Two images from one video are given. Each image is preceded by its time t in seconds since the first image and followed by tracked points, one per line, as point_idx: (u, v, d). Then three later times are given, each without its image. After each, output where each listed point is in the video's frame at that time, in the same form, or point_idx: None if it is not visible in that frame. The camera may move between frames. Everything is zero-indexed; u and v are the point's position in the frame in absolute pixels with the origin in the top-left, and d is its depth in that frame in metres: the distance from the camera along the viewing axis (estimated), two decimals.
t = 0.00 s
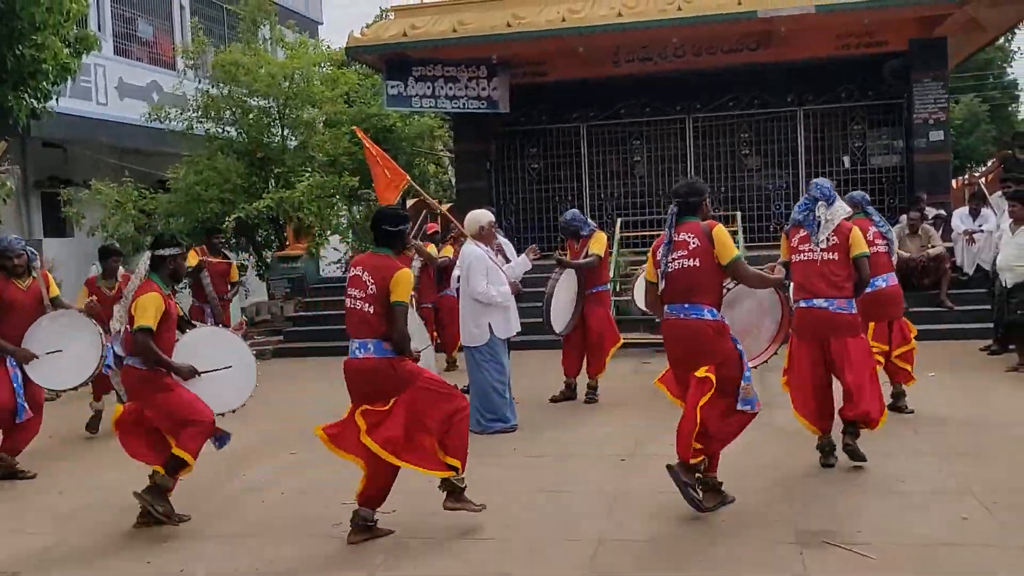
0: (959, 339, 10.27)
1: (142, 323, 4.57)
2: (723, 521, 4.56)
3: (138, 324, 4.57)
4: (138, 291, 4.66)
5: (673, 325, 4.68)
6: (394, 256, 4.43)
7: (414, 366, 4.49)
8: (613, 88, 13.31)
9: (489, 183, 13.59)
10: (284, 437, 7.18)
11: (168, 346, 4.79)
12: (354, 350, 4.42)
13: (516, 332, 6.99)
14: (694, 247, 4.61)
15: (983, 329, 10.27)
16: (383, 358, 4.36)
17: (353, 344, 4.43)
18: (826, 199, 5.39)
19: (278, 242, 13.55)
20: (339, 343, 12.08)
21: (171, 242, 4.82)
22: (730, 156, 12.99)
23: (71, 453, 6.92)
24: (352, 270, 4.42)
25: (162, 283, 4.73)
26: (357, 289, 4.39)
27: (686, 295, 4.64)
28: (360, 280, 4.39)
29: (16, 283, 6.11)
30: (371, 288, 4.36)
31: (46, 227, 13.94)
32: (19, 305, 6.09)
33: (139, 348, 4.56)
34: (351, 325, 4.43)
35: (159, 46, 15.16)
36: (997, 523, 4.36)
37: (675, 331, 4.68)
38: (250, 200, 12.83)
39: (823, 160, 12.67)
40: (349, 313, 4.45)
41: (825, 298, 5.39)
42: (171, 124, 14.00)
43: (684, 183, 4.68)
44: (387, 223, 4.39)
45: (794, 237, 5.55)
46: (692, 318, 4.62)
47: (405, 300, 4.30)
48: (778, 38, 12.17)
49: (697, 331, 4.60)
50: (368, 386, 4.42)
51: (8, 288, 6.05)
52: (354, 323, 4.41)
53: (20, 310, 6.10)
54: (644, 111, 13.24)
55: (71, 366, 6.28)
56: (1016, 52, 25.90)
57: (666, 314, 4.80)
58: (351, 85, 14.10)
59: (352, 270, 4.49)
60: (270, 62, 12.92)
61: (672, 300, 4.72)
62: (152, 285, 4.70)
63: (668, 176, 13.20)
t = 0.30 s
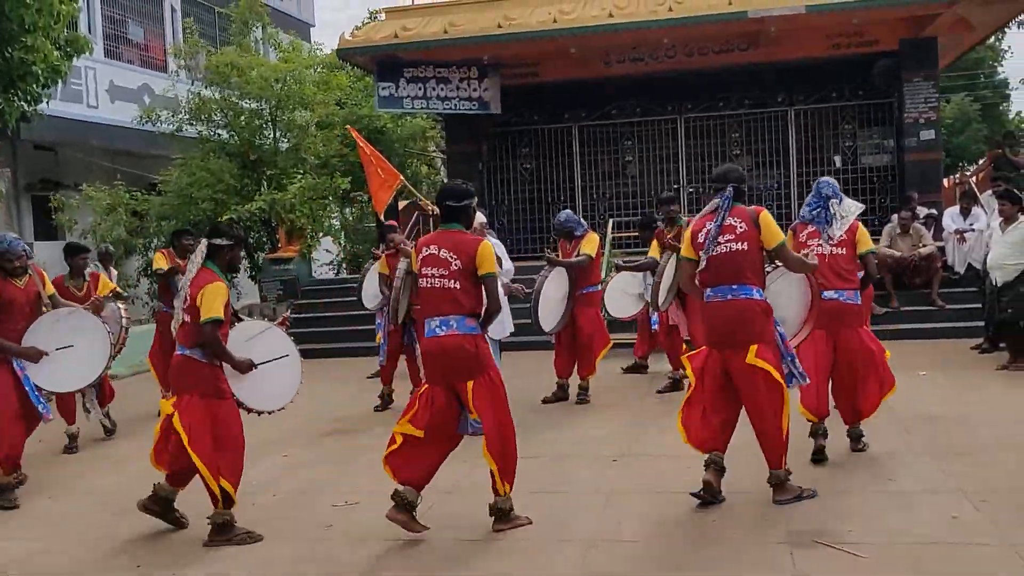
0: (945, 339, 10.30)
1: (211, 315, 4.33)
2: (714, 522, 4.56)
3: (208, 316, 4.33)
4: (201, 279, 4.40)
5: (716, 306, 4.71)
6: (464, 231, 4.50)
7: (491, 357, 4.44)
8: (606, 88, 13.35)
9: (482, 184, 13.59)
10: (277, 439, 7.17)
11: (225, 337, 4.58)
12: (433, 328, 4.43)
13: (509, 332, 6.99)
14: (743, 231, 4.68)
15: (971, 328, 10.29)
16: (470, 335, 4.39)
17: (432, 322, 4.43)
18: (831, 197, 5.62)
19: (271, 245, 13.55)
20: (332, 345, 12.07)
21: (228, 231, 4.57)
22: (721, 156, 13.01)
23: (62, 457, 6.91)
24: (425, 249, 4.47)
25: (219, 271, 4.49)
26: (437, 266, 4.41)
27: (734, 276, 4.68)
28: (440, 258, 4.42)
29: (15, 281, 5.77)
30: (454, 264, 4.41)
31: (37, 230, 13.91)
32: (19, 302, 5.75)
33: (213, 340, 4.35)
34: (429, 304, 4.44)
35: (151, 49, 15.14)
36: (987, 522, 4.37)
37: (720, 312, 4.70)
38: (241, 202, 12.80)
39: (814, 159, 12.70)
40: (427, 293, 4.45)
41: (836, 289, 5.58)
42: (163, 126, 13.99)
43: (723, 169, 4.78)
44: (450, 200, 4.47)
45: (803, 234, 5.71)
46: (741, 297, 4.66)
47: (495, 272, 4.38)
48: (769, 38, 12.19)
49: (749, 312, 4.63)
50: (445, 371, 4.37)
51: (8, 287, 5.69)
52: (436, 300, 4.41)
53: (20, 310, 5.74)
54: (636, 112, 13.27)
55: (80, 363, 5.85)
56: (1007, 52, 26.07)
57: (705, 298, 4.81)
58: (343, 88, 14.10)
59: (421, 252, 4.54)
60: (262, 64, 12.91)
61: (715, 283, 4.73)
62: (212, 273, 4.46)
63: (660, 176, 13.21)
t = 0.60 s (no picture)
0: (938, 339, 10.31)
1: (264, 317, 4.24)
2: (707, 523, 4.56)
3: (263, 318, 4.24)
4: (245, 280, 4.28)
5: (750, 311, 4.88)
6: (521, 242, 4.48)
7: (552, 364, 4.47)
8: (598, 89, 13.39)
9: (475, 185, 13.58)
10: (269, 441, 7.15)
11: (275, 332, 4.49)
12: (490, 342, 4.44)
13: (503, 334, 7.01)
14: (777, 237, 4.84)
15: (964, 328, 10.33)
16: (524, 347, 4.37)
17: (490, 335, 4.46)
18: (834, 199, 5.71)
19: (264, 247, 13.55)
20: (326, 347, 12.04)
21: (255, 227, 4.44)
22: (714, 157, 13.02)
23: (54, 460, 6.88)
24: (482, 261, 4.50)
25: (259, 269, 4.39)
26: (492, 279, 4.43)
27: (769, 281, 4.83)
28: (493, 270, 4.44)
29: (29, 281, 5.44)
30: (506, 278, 4.40)
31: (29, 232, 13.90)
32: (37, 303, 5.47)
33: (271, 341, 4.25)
34: (486, 317, 4.47)
35: (143, 50, 15.10)
36: (981, 522, 4.37)
37: (754, 316, 4.88)
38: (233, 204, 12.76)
39: (807, 159, 12.71)
40: (483, 304, 4.49)
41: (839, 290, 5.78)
42: (155, 126, 13.95)
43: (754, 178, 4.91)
44: (509, 211, 4.49)
45: (809, 235, 5.73)
46: (774, 303, 4.84)
47: (545, 290, 4.34)
48: (761, 38, 12.19)
49: (781, 316, 4.82)
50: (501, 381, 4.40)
51: (26, 291, 5.39)
52: (493, 311, 4.43)
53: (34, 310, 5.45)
54: (629, 113, 13.26)
55: (105, 365, 6.01)
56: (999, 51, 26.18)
57: (737, 303, 4.97)
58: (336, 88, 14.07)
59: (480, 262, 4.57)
60: (255, 65, 12.90)
61: (748, 288, 4.90)
62: (253, 273, 4.35)
63: (654, 176, 13.21)
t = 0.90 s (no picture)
0: (935, 339, 10.29)
1: (335, 296, 4.16)
2: (703, 523, 4.55)
3: (331, 297, 4.16)
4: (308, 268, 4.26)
5: (777, 301, 5.09)
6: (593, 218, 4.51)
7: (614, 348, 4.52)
8: (593, 89, 13.38)
9: (473, 185, 13.57)
10: (265, 442, 7.13)
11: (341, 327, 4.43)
12: (556, 315, 4.50)
13: (500, 334, 7.00)
14: (803, 231, 5.05)
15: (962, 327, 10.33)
16: (593, 322, 4.43)
17: (557, 308, 4.50)
18: (841, 196, 5.73)
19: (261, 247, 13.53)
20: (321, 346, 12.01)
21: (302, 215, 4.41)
22: (712, 156, 13.03)
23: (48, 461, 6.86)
24: (555, 237, 4.52)
25: (316, 259, 4.35)
26: (564, 254, 4.45)
27: (793, 275, 5.02)
28: (566, 247, 4.45)
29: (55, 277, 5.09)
30: (581, 252, 4.42)
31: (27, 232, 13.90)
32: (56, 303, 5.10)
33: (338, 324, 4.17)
34: (557, 291, 4.50)
35: (140, 49, 15.07)
36: (978, 522, 4.37)
37: (781, 307, 5.08)
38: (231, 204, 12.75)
39: (805, 159, 12.72)
40: (553, 278, 4.50)
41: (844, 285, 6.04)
42: (152, 126, 13.94)
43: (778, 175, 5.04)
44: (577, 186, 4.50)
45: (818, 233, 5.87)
46: (803, 293, 5.04)
47: (624, 260, 4.38)
48: (759, 38, 12.19)
49: (810, 305, 5.04)
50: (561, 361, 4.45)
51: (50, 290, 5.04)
52: (563, 287, 4.47)
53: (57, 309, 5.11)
54: (626, 113, 13.26)
55: (118, 368, 6.09)
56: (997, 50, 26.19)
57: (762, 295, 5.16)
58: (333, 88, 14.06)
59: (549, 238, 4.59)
60: (253, 65, 12.90)
61: (775, 282, 5.08)
62: (313, 262, 4.32)
63: (651, 176, 13.20)
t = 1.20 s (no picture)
0: (936, 339, 10.27)
1: (375, 318, 4.08)
2: (701, 524, 4.55)
3: (370, 319, 4.08)
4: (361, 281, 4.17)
5: (790, 308, 5.25)
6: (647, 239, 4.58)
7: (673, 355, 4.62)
8: (593, 89, 13.37)
9: (473, 184, 13.57)
10: (264, 443, 7.12)
11: (397, 338, 4.31)
12: (616, 335, 4.59)
13: (499, 334, 6.99)
14: (817, 239, 5.28)
15: (964, 326, 10.31)
16: (651, 344, 4.51)
17: (618, 328, 4.59)
18: (841, 200, 5.78)
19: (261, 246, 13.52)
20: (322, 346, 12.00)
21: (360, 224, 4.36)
22: (713, 156, 13.01)
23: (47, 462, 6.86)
24: (609, 256, 4.62)
25: (372, 270, 4.28)
26: (619, 274, 4.55)
27: (810, 282, 5.23)
28: (621, 267, 4.55)
29: (103, 286, 4.78)
30: (634, 272, 4.51)
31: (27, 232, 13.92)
32: (41, 315, 5.63)
33: (377, 347, 4.09)
34: (613, 310, 4.59)
35: (139, 49, 15.06)
36: (978, 523, 4.36)
37: (794, 314, 5.26)
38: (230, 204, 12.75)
39: (805, 159, 12.70)
40: (611, 299, 4.60)
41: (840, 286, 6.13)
42: (151, 126, 13.94)
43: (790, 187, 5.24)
44: (634, 206, 4.59)
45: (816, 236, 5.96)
46: (816, 303, 5.24)
47: (672, 280, 4.41)
48: (758, 38, 12.19)
49: (822, 312, 5.24)
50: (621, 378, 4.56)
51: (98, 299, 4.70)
52: (621, 308, 4.55)
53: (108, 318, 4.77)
54: (626, 112, 13.25)
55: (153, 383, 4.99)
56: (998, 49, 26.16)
57: (774, 301, 5.33)
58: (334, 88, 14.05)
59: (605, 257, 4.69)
60: (253, 65, 12.91)
61: (792, 287, 5.25)
62: (369, 273, 4.23)
63: (651, 176, 13.18)
